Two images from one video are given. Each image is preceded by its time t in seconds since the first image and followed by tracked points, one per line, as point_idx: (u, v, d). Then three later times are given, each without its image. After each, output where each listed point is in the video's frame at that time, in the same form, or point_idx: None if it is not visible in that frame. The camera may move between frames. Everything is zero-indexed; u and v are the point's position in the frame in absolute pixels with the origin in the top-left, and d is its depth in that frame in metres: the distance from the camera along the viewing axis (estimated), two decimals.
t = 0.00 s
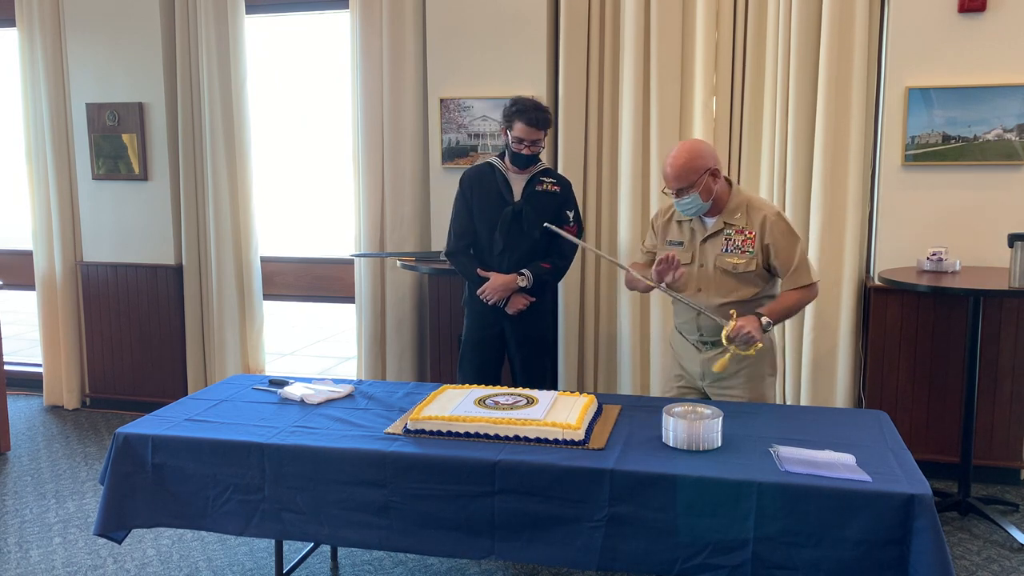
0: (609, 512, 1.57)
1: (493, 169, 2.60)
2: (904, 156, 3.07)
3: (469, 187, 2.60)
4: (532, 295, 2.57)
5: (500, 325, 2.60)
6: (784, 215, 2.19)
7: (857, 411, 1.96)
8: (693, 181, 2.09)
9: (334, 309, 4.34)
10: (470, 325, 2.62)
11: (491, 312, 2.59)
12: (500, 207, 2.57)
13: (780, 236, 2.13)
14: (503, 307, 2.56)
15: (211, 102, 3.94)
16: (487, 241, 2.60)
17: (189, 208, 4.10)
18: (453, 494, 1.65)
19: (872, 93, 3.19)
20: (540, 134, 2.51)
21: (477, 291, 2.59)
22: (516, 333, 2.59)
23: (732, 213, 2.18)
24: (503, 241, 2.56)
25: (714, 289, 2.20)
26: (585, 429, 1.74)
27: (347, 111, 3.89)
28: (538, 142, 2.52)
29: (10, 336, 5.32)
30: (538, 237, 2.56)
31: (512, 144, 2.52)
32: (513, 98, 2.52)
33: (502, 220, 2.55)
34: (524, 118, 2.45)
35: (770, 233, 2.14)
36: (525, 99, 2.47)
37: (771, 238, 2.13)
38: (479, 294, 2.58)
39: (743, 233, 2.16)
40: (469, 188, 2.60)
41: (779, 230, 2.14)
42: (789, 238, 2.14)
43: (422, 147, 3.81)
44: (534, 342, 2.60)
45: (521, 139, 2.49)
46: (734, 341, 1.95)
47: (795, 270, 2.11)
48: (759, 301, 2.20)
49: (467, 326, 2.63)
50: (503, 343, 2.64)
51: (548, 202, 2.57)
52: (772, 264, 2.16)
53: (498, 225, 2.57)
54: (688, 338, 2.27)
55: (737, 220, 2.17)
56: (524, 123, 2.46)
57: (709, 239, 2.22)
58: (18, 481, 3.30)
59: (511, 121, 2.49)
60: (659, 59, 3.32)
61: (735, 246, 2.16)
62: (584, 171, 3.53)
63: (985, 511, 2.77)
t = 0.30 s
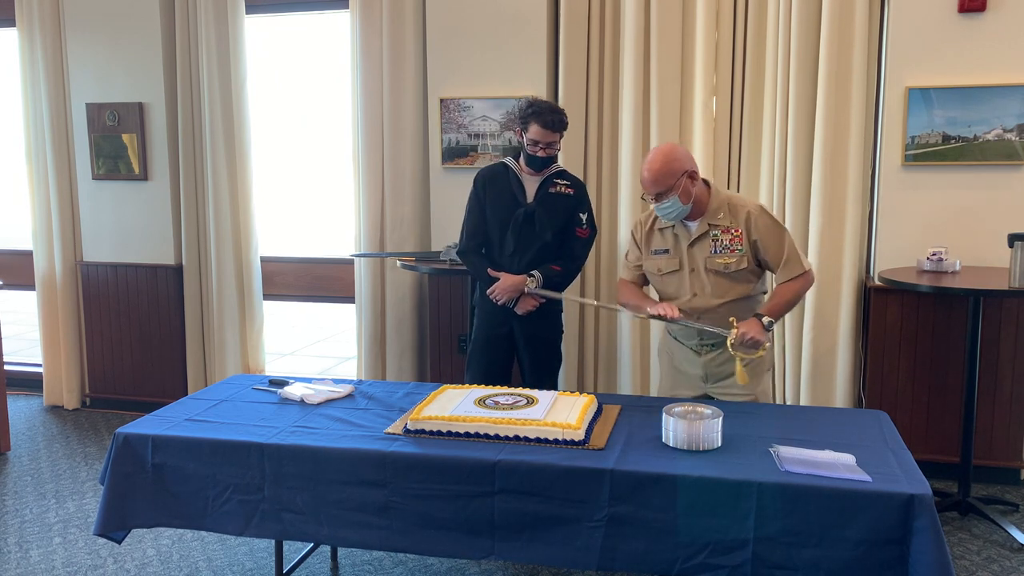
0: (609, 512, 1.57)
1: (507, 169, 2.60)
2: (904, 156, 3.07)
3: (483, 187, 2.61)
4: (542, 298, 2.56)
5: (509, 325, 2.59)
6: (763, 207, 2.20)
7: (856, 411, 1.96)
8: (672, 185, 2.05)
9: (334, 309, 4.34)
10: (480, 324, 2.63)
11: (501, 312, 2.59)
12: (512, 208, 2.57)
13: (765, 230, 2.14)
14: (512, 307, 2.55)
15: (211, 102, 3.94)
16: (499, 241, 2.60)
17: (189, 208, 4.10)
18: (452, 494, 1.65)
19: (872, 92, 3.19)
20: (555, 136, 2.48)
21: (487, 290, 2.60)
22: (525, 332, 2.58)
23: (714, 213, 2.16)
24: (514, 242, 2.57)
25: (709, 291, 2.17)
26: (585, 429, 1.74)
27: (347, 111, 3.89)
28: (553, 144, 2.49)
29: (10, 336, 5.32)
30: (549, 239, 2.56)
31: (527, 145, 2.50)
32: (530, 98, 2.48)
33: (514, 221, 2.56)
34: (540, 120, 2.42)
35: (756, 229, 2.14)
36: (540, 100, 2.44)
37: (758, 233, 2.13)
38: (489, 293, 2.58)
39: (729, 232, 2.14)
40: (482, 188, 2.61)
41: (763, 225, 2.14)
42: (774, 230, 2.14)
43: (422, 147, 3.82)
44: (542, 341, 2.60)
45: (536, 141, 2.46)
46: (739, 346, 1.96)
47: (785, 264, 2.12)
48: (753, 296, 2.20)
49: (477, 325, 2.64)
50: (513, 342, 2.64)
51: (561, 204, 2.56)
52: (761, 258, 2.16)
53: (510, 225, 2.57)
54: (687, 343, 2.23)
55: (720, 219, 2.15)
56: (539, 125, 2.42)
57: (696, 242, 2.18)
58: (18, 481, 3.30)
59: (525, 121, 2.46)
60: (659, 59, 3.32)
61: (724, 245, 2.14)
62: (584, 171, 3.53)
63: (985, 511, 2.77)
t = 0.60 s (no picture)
0: (609, 512, 1.57)
1: (515, 170, 2.60)
2: (904, 156, 3.07)
3: (490, 187, 2.61)
4: (547, 297, 2.56)
5: (514, 322, 2.60)
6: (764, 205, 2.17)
7: (856, 411, 1.96)
8: (667, 195, 2.01)
9: (334, 309, 4.34)
10: (487, 322, 2.63)
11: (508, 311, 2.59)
12: (519, 209, 2.57)
13: (768, 230, 2.12)
14: (518, 306, 2.56)
15: (211, 102, 3.94)
16: (504, 242, 2.60)
17: (189, 208, 4.10)
18: (452, 494, 1.65)
19: (872, 92, 3.19)
20: (558, 138, 2.48)
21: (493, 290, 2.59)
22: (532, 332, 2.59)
23: (715, 218, 2.13)
24: (519, 244, 2.56)
25: (715, 297, 2.15)
26: (585, 429, 1.74)
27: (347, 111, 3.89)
28: (556, 146, 2.49)
29: (10, 336, 5.32)
30: (555, 240, 2.56)
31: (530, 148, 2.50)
32: (531, 102, 2.49)
33: (521, 222, 2.55)
34: (540, 123, 2.42)
35: (759, 230, 2.12)
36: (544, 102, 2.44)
37: (762, 234, 2.11)
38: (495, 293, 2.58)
39: (732, 236, 2.11)
40: (490, 188, 2.61)
41: (766, 226, 2.12)
42: (777, 229, 2.12)
43: (422, 147, 3.82)
44: (548, 340, 2.60)
45: (539, 144, 2.47)
46: (780, 354, 1.92)
47: (803, 258, 2.10)
48: (760, 298, 2.18)
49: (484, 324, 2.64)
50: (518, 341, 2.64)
51: (568, 206, 2.56)
52: (770, 257, 2.14)
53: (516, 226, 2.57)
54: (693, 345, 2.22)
55: (722, 224, 2.13)
56: (540, 129, 2.43)
57: (699, 248, 2.15)
58: (18, 481, 3.30)
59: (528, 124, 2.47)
60: (659, 59, 3.32)
61: (727, 250, 2.12)
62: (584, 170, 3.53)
63: (985, 511, 2.77)
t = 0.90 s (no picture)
0: (609, 512, 1.57)
1: (502, 171, 2.59)
2: (904, 156, 3.07)
3: (480, 192, 2.60)
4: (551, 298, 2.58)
5: (518, 323, 2.60)
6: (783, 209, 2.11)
7: (856, 411, 1.96)
8: (679, 204, 1.99)
9: (334, 309, 4.34)
10: (490, 325, 2.62)
11: (511, 313, 2.59)
12: (512, 211, 2.56)
13: (786, 236, 2.06)
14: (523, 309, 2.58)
15: (211, 102, 3.94)
16: (501, 246, 2.60)
17: (189, 208, 4.10)
18: (452, 494, 1.65)
19: (872, 92, 3.19)
20: (541, 137, 2.50)
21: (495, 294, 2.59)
22: (538, 333, 2.59)
23: (731, 225, 2.09)
24: (516, 246, 2.56)
25: (732, 305, 2.14)
26: (585, 429, 1.74)
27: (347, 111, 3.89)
28: (539, 146, 2.51)
29: (10, 336, 5.32)
30: (552, 238, 2.57)
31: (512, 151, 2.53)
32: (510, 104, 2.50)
33: (515, 224, 2.55)
34: (520, 125, 2.45)
35: (775, 237, 2.06)
36: (522, 103, 2.45)
37: (779, 243, 2.06)
38: (497, 297, 2.58)
39: (748, 244, 2.08)
40: (479, 193, 2.60)
41: (784, 233, 2.06)
42: (795, 235, 2.06)
43: (423, 147, 3.82)
44: (552, 341, 2.61)
45: (520, 146, 2.49)
46: (798, 365, 1.93)
47: (820, 264, 2.03)
48: (779, 304, 2.15)
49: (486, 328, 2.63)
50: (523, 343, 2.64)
51: (560, 203, 2.57)
52: (788, 264, 2.09)
53: (511, 228, 2.57)
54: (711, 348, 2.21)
55: (738, 231, 2.09)
56: (520, 130, 2.45)
57: (715, 256, 2.13)
58: (18, 481, 3.30)
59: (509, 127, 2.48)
60: (659, 59, 3.32)
61: (742, 258, 2.09)
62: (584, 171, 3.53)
63: (985, 511, 2.77)
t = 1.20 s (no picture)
0: (609, 512, 1.57)
1: (493, 175, 2.59)
2: (904, 156, 3.07)
3: (473, 197, 2.60)
4: (554, 296, 2.58)
5: (522, 326, 2.59)
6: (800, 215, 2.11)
7: (856, 411, 1.96)
8: (695, 202, 2.01)
9: (334, 309, 4.34)
10: (493, 330, 2.60)
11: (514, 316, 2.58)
12: (507, 213, 2.57)
13: (801, 241, 2.06)
14: (527, 311, 2.57)
15: (211, 103, 3.94)
16: (499, 249, 2.60)
17: (189, 208, 4.10)
18: (453, 494, 1.65)
19: (873, 92, 3.19)
20: (527, 138, 2.49)
21: (497, 297, 2.59)
22: (543, 335, 2.59)
23: (747, 226, 2.10)
24: (513, 248, 2.56)
25: (743, 306, 2.14)
26: (585, 429, 1.74)
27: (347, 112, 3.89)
28: (526, 147, 2.50)
29: (10, 336, 5.32)
30: (549, 238, 2.57)
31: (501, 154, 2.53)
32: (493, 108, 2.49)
33: (511, 226, 2.54)
34: (505, 130, 2.44)
35: (790, 241, 2.06)
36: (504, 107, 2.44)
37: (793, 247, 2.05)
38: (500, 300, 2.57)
39: (762, 246, 2.08)
40: (472, 198, 2.60)
41: (799, 238, 2.06)
42: (811, 241, 2.06)
43: (422, 147, 3.82)
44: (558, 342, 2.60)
45: (508, 149, 2.49)
46: (781, 369, 1.92)
47: (827, 274, 2.03)
48: (790, 308, 2.14)
49: (489, 333, 2.62)
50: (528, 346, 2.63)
51: (553, 202, 2.57)
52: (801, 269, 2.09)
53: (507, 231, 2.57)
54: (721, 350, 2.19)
55: (753, 233, 2.09)
56: (506, 134, 2.45)
57: (729, 257, 2.13)
58: (18, 481, 3.30)
59: (495, 131, 2.47)
60: (659, 60, 3.32)
61: (756, 260, 2.08)
62: (584, 171, 3.53)
63: (985, 511, 2.77)
